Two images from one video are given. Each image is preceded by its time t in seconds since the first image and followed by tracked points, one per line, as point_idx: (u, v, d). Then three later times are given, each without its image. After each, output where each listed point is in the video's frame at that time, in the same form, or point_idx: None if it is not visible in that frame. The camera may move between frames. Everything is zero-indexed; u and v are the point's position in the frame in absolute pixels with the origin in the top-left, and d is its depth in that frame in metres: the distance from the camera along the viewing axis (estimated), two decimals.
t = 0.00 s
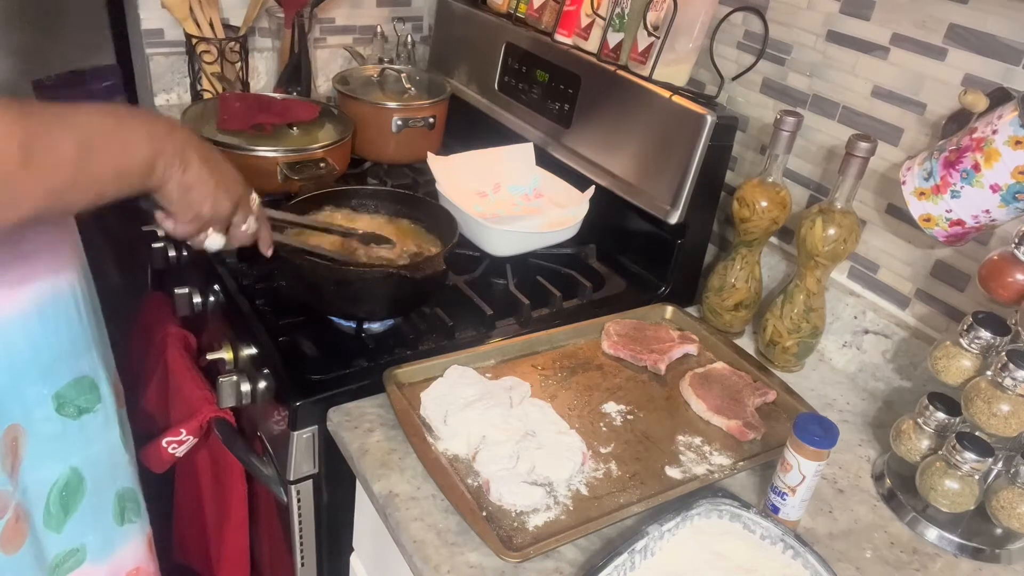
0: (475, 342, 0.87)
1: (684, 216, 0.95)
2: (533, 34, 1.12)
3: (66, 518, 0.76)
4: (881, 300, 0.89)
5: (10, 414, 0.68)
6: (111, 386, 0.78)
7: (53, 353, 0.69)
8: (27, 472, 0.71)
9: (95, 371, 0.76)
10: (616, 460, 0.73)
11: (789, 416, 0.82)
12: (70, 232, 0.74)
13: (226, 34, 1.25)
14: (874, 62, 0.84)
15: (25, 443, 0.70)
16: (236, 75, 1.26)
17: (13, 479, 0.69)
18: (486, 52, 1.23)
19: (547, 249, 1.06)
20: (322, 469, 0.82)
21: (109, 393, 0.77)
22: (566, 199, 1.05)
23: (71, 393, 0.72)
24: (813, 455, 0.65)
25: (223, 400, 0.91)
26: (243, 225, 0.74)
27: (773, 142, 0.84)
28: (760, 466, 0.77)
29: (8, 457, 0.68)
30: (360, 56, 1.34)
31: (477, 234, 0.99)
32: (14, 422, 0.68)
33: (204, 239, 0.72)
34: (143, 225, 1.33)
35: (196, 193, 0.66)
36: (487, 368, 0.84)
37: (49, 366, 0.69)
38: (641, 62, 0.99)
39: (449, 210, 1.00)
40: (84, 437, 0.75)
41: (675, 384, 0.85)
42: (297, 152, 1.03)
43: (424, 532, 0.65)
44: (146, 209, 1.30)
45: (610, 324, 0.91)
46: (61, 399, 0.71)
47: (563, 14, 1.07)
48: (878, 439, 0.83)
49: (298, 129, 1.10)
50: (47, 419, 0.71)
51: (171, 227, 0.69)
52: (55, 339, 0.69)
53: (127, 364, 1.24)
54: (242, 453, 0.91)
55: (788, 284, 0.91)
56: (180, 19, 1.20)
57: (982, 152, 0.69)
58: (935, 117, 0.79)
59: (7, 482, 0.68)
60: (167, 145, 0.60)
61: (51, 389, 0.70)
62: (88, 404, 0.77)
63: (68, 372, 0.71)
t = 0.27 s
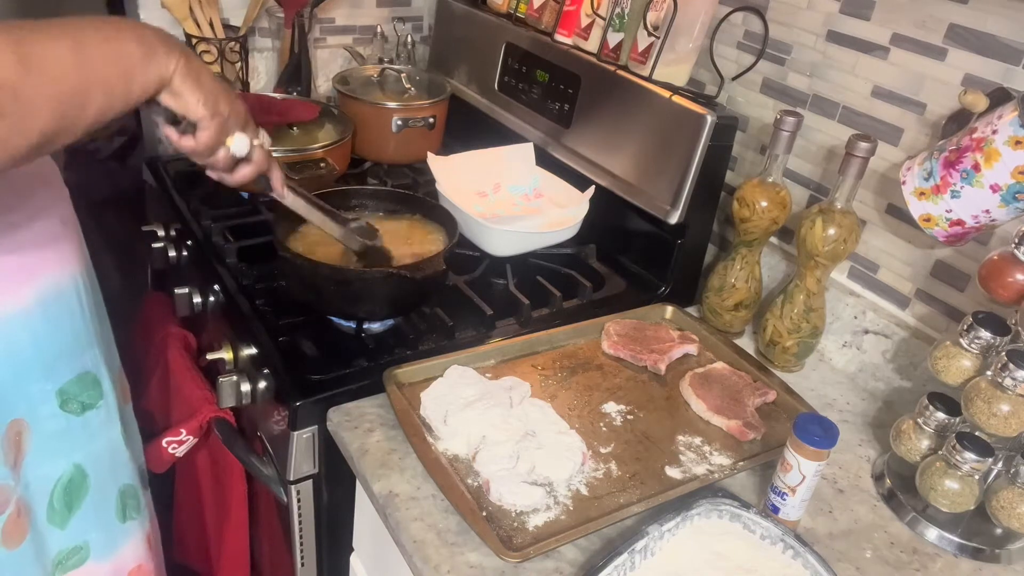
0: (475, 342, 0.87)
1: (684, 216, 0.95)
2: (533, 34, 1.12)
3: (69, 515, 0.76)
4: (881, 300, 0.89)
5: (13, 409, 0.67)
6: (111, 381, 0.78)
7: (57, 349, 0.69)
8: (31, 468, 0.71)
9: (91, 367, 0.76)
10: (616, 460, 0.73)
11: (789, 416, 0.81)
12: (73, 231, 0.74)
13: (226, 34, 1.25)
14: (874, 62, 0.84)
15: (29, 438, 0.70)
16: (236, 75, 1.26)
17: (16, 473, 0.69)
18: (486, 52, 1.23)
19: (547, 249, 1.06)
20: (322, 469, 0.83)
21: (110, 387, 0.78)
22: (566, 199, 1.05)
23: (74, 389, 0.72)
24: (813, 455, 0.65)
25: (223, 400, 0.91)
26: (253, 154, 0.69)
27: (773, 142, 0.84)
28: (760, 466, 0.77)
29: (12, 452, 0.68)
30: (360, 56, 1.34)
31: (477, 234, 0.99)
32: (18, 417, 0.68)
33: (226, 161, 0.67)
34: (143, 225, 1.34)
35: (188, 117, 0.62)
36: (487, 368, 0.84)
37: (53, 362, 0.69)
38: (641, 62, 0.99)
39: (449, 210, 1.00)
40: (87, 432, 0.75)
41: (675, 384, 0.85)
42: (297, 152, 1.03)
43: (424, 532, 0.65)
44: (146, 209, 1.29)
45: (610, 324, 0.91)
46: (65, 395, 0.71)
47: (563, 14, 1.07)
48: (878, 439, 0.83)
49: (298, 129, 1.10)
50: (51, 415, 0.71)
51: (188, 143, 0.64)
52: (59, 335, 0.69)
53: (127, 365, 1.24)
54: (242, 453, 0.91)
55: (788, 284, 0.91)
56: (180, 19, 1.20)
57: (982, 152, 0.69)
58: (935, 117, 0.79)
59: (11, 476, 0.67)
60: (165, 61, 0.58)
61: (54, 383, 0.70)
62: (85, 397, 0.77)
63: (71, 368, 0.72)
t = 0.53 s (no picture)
0: (475, 342, 0.87)
1: (684, 216, 0.95)
2: (533, 34, 1.12)
3: (71, 516, 0.76)
4: (881, 300, 0.89)
5: (18, 412, 0.67)
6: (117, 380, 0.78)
7: (63, 351, 0.70)
8: (36, 469, 0.71)
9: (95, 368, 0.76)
10: (616, 460, 0.73)
11: (789, 416, 0.81)
12: (80, 232, 0.74)
13: (226, 34, 1.25)
14: (874, 62, 0.84)
15: (34, 440, 0.70)
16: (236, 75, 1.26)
17: (21, 475, 0.69)
18: (486, 52, 1.23)
19: (547, 249, 1.06)
20: (322, 469, 0.83)
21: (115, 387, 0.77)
22: (566, 199, 1.05)
23: (79, 391, 0.72)
24: (813, 454, 0.65)
25: (223, 400, 0.91)
26: (257, 103, 0.75)
27: (773, 142, 0.84)
28: (760, 466, 0.77)
29: (18, 454, 0.68)
30: (360, 56, 1.34)
31: (477, 234, 1.00)
32: (24, 419, 0.68)
33: (236, 108, 0.72)
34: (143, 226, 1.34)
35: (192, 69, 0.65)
36: (488, 368, 0.84)
37: (58, 364, 0.69)
38: (641, 62, 0.99)
39: (449, 210, 1.00)
40: (92, 434, 0.75)
41: (675, 384, 0.85)
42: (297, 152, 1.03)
43: (425, 532, 0.65)
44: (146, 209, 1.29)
45: (610, 324, 0.91)
46: (70, 396, 0.71)
47: (563, 14, 1.07)
48: (878, 439, 0.83)
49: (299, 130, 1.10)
50: (56, 417, 0.71)
51: (199, 96, 0.68)
52: (65, 337, 0.69)
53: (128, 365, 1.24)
54: (242, 453, 0.91)
55: (788, 284, 0.91)
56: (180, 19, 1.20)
57: (982, 152, 0.69)
58: (935, 117, 0.79)
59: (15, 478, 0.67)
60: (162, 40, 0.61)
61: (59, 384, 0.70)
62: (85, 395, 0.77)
63: (77, 370, 0.72)
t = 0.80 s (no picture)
0: (475, 342, 0.87)
1: (684, 216, 0.95)
2: (533, 34, 1.12)
3: (69, 519, 0.76)
4: (881, 300, 0.89)
5: (19, 416, 0.67)
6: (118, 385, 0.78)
7: (63, 355, 0.70)
8: (35, 473, 0.71)
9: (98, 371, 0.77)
10: (616, 460, 0.73)
11: (789, 416, 0.81)
12: (81, 236, 0.75)
13: (226, 34, 1.25)
14: (874, 62, 0.84)
15: (34, 444, 0.70)
16: (236, 75, 1.26)
17: (21, 480, 0.68)
18: (486, 52, 1.23)
19: (547, 249, 1.06)
20: (322, 469, 0.83)
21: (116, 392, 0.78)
22: (566, 199, 1.05)
23: (79, 394, 0.72)
24: (813, 455, 0.65)
25: (223, 400, 0.91)
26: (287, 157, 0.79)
27: (773, 142, 0.84)
28: (760, 466, 0.77)
29: (18, 458, 0.68)
30: (360, 56, 1.34)
31: (476, 233, 1.00)
32: (23, 423, 0.68)
33: (270, 163, 0.77)
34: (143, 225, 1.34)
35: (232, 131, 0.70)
36: (487, 368, 0.84)
37: (58, 368, 0.69)
38: (641, 62, 0.99)
39: (449, 210, 1.00)
40: (90, 437, 0.75)
41: (675, 384, 0.85)
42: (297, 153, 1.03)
43: (425, 532, 0.65)
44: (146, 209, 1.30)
45: (610, 325, 0.91)
46: (70, 399, 0.71)
47: (563, 14, 1.07)
48: (878, 439, 0.83)
49: (298, 129, 1.10)
50: (55, 420, 0.71)
51: (238, 155, 0.73)
52: (66, 341, 0.69)
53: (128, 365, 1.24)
54: (242, 452, 0.91)
55: (788, 284, 0.91)
56: (180, 19, 1.20)
57: (982, 152, 0.69)
58: (935, 117, 0.79)
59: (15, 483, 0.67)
60: (195, 82, 0.63)
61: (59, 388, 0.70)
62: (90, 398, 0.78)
63: (77, 374, 0.72)
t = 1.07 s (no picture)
0: (475, 342, 0.87)
1: (684, 216, 0.95)
2: (533, 34, 1.12)
3: (75, 509, 0.76)
4: (881, 300, 0.89)
5: (30, 408, 0.68)
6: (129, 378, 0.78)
7: (71, 347, 0.70)
8: (44, 463, 0.71)
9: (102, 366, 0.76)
10: (616, 460, 0.73)
11: (789, 416, 0.81)
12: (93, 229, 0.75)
13: (226, 34, 1.25)
14: (874, 62, 0.84)
15: (44, 436, 0.70)
16: (236, 75, 1.26)
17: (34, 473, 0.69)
18: (486, 52, 1.23)
19: (547, 249, 1.06)
20: (322, 469, 0.83)
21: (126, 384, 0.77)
22: (566, 199, 1.05)
23: (85, 385, 0.72)
24: (813, 455, 0.65)
25: (223, 400, 0.91)
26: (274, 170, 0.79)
27: (773, 143, 0.84)
28: (760, 466, 0.77)
29: (30, 451, 0.68)
30: (360, 56, 1.34)
31: (476, 233, 1.00)
32: (33, 415, 0.68)
33: (255, 176, 0.76)
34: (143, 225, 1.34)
35: (219, 137, 0.69)
36: (487, 368, 0.84)
37: (65, 360, 0.70)
38: (641, 62, 0.99)
39: (449, 210, 1.00)
40: (96, 428, 0.75)
41: (675, 384, 0.85)
42: (297, 153, 1.03)
43: (425, 532, 0.65)
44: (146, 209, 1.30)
45: (610, 325, 0.91)
46: (76, 391, 0.72)
47: (563, 14, 1.07)
48: (878, 439, 0.83)
49: (298, 129, 1.10)
50: (62, 411, 0.71)
51: (223, 164, 0.72)
52: (74, 333, 0.70)
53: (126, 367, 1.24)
54: (242, 452, 0.91)
55: (788, 284, 0.91)
56: (180, 19, 1.20)
57: (982, 152, 0.69)
58: (935, 117, 0.79)
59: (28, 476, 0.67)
60: (183, 86, 0.63)
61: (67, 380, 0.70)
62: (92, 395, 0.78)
63: (84, 365, 0.72)
